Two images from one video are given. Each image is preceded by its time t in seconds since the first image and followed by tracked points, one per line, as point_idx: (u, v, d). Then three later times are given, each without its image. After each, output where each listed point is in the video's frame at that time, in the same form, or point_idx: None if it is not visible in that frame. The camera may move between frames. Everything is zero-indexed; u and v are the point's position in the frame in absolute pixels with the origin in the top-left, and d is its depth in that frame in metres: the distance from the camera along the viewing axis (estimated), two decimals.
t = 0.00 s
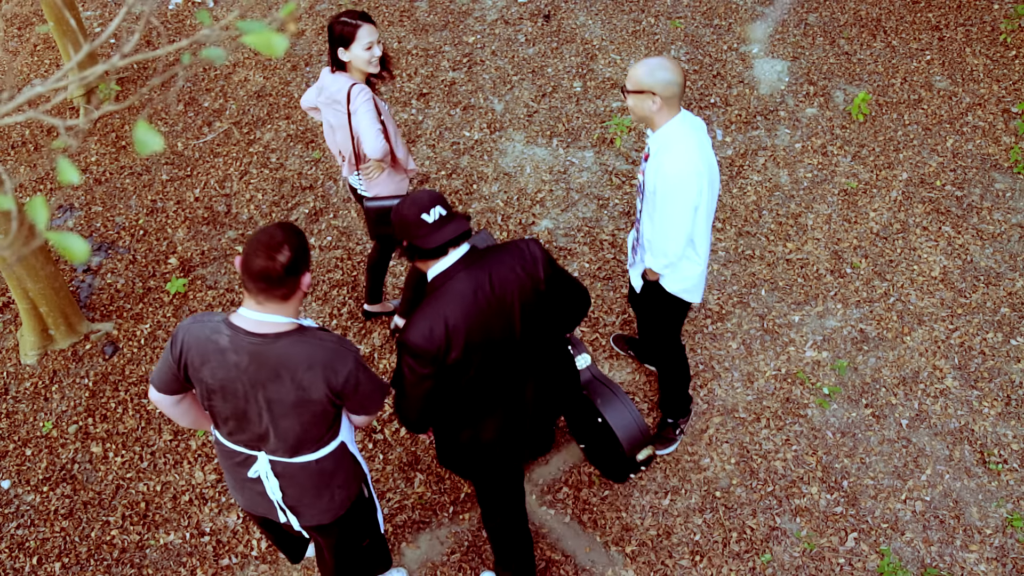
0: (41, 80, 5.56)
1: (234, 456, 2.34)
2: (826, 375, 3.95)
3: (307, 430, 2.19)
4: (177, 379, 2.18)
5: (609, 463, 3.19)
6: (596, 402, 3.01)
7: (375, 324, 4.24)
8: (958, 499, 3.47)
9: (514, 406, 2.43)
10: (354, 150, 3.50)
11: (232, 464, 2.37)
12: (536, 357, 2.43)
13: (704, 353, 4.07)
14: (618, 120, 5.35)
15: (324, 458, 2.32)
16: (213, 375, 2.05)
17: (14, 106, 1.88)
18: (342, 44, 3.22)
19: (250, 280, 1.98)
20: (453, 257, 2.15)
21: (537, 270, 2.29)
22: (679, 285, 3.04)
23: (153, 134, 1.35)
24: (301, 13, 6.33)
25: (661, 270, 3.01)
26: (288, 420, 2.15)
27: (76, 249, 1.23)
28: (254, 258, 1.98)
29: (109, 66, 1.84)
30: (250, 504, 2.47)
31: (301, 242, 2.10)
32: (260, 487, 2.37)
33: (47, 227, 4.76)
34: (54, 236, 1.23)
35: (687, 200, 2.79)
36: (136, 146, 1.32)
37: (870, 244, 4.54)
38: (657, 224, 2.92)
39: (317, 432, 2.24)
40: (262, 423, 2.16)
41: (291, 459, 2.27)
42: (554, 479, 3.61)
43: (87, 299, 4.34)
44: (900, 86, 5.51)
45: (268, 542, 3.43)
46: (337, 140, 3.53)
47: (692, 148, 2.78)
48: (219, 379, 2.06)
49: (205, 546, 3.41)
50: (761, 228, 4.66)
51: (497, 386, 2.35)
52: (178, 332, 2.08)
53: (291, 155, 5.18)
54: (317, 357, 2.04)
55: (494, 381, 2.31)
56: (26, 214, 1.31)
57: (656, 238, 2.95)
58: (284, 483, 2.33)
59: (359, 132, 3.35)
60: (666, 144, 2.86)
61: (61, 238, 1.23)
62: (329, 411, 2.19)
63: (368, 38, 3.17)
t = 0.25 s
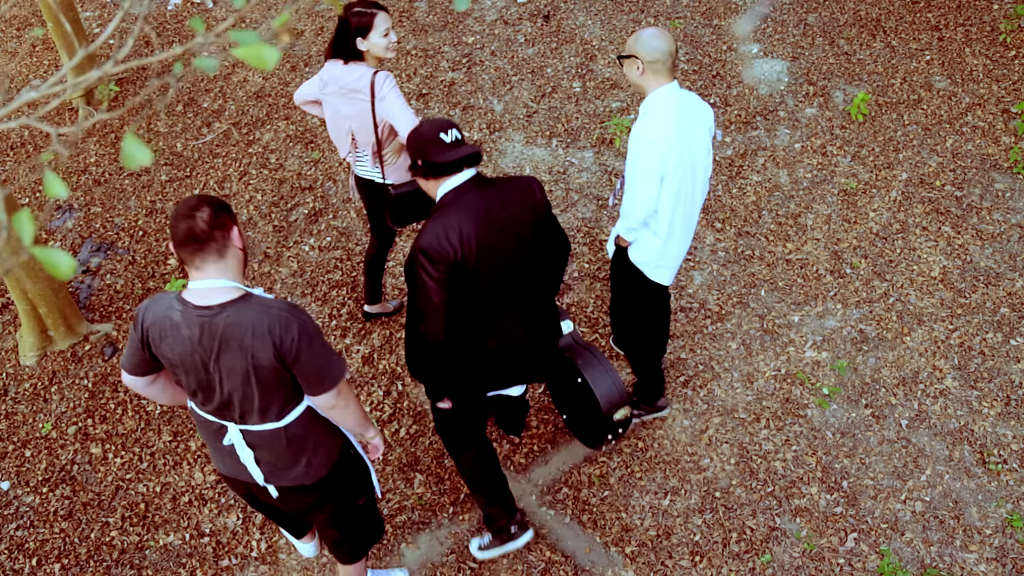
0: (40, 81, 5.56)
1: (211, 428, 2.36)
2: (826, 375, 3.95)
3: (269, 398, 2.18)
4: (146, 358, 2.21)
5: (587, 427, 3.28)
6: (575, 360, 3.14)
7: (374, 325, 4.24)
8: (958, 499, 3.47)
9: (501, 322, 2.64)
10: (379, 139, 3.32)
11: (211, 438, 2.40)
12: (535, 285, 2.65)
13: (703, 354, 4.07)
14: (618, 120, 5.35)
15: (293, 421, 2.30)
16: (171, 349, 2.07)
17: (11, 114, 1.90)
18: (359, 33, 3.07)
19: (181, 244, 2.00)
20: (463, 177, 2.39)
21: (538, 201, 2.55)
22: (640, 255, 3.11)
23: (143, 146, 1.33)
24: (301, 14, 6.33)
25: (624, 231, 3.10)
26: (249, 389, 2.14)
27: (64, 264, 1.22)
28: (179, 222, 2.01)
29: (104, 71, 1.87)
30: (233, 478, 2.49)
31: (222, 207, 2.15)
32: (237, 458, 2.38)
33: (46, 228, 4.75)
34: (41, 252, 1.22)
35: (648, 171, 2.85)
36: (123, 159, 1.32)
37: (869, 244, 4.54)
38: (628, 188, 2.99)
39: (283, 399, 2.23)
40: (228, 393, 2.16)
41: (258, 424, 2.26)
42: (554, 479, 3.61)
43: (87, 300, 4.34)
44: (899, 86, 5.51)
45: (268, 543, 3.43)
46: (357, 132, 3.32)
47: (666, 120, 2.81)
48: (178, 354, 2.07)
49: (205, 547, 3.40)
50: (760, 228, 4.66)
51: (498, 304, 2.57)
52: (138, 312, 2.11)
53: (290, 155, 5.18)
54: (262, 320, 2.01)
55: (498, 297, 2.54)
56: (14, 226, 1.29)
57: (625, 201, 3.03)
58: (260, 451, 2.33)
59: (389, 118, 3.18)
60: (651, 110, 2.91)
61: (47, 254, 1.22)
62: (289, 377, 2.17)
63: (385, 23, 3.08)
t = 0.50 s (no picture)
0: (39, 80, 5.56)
1: (200, 410, 2.43)
2: (826, 375, 3.95)
3: (250, 372, 2.26)
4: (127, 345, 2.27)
5: (584, 399, 3.30)
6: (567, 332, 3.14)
7: (374, 325, 4.24)
8: (958, 499, 3.47)
9: (487, 296, 2.70)
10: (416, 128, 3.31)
11: (202, 421, 2.46)
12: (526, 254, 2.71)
13: (703, 354, 4.07)
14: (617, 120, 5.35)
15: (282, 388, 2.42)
16: (149, 332, 2.13)
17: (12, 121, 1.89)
18: (396, 24, 3.05)
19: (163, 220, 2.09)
20: (455, 147, 2.46)
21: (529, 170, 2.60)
22: (613, 229, 3.31)
23: (146, 156, 1.37)
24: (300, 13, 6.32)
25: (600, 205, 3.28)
26: (229, 365, 2.20)
27: (71, 272, 1.25)
28: (162, 198, 2.10)
29: (107, 77, 1.87)
30: (226, 458, 2.56)
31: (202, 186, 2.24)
32: (230, 435, 2.46)
33: (46, 227, 4.75)
34: (49, 260, 1.26)
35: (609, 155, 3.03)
36: (130, 168, 1.36)
37: (870, 244, 4.54)
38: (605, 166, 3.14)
39: (265, 373, 2.31)
40: (208, 371, 2.22)
41: (249, 396, 2.36)
42: (553, 479, 3.61)
43: (87, 300, 4.34)
44: (900, 86, 5.50)
45: (268, 542, 3.42)
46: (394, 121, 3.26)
47: (642, 108, 2.91)
48: (157, 336, 2.13)
49: (204, 547, 3.40)
50: (761, 228, 4.66)
51: (490, 272, 2.63)
52: (117, 299, 2.17)
53: (290, 155, 5.17)
54: (236, 296, 2.08)
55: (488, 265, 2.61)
56: (20, 235, 1.33)
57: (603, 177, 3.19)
58: (251, 421, 2.44)
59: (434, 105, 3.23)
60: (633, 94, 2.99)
61: (55, 262, 1.26)
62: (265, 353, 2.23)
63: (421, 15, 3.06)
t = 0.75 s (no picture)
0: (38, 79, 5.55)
1: (205, 386, 2.50)
2: (826, 375, 3.95)
3: (254, 341, 2.38)
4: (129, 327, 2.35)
5: (570, 374, 3.36)
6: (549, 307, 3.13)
7: (374, 324, 4.24)
8: (958, 498, 3.47)
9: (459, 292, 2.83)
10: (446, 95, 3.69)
11: (208, 399, 2.53)
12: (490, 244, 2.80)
13: (703, 353, 4.07)
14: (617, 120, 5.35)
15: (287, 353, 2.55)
16: (154, 308, 2.23)
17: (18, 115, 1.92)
18: None
19: (162, 197, 2.24)
20: (417, 141, 2.56)
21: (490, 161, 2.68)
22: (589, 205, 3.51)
23: (155, 142, 1.36)
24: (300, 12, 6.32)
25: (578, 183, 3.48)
26: (234, 333, 2.32)
27: (82, 257, 1.24)
28: (164, 176, 2.25)
29: (112, 69, 1.87)
30: (230, 433, 2.63)
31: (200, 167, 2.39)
32: (238, 408, 2.55)
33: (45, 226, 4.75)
34: (58, 245, 1.24)
35: (579, 137, 3.16)
36: (138, 154, 1.35)
37: (869, 244, 4.54)
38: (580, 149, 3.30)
39: (269, 339, 2.43)
40: (213, 342, 2.33)
41: (257, 364, 2.47)
42: (553, 478, 3.61)
43: (86, 299, 4.34)
44: (900, 86, 5.50)
45: (267, 542, 3.42)
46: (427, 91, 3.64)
47: (606, 100, 3.02)
48: (162, 311, 2.23)
49: (204, 546, 3.40)
50: (761, 227, 4.66)
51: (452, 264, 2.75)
52: (120, 280, 2.26)
53: (290, 154, 5.17)
54: (237, 265, 2.20)
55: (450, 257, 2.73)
56: (29, 221, 1.30)
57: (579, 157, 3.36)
58: (258, 391, 2.55)
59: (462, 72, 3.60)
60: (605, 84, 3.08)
61: (64, 247, 1.24)
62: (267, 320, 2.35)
63: None
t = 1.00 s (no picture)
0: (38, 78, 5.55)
1: (220, 341, 2.64)
2: (825, 374, 3.95)
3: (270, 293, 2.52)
4: (148, 283, 2.46)
5: (537, 349, 3.46)
6: (516, 292, 3.21)
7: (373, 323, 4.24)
8: (957, 497, 3.47)
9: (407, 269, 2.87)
10: (457, 74, 3.69)
11: (222, 354, 2.67)
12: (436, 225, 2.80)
13: (702, 352, 4.07)
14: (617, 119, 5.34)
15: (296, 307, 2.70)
16: (176, 265, 2.36)
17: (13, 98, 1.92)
18: None
19: (185, 161, 2.37)
20: (349, 131, 2.55)
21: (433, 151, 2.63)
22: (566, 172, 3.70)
23: (155, 114, 1.41)
24: (299, 11, 6.31)
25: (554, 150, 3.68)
26: (252, 288, 2.47)
27: (80, 226, 1.34)
28: (192, 140, 2.39)
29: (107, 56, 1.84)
30: (241, 390, 2.76)
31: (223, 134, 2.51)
32: (251, 361, 2.70)
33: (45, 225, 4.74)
34: (58, 213, 1.34)
35: (542, 112, 3.37)
36: (138, 125, 1.41)
37: (869, 243, 4.54)
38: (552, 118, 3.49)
39: (281, 292, 2.58)
40: (232, 297, 2.48)
41: (271, 316, 2.63)
42: (553, 477, 3.61)
43: (86, 298, 4.33)
44: (900, 85, 5.50)
45: (267, 541, 3.42)
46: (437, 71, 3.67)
47: (565, 72, 3.20)
48: (185, 267, 2.36)
49: (204, 545, 3.40)
50: (760, 227, 4.66)
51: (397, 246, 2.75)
52: (139, 237, 2.37)
53: (289, 153, 5.17)
54: (254, 224, 2.34)
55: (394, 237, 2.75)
56: (30, 188, 1.37)
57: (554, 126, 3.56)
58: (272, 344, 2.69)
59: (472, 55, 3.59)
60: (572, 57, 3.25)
61: (64, 216, 1.34)
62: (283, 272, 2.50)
63: None
